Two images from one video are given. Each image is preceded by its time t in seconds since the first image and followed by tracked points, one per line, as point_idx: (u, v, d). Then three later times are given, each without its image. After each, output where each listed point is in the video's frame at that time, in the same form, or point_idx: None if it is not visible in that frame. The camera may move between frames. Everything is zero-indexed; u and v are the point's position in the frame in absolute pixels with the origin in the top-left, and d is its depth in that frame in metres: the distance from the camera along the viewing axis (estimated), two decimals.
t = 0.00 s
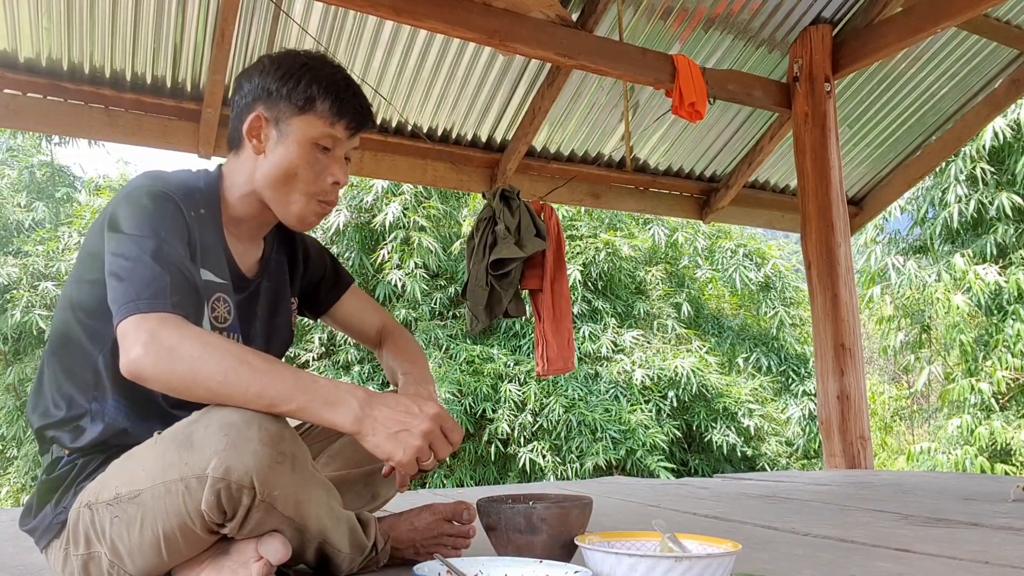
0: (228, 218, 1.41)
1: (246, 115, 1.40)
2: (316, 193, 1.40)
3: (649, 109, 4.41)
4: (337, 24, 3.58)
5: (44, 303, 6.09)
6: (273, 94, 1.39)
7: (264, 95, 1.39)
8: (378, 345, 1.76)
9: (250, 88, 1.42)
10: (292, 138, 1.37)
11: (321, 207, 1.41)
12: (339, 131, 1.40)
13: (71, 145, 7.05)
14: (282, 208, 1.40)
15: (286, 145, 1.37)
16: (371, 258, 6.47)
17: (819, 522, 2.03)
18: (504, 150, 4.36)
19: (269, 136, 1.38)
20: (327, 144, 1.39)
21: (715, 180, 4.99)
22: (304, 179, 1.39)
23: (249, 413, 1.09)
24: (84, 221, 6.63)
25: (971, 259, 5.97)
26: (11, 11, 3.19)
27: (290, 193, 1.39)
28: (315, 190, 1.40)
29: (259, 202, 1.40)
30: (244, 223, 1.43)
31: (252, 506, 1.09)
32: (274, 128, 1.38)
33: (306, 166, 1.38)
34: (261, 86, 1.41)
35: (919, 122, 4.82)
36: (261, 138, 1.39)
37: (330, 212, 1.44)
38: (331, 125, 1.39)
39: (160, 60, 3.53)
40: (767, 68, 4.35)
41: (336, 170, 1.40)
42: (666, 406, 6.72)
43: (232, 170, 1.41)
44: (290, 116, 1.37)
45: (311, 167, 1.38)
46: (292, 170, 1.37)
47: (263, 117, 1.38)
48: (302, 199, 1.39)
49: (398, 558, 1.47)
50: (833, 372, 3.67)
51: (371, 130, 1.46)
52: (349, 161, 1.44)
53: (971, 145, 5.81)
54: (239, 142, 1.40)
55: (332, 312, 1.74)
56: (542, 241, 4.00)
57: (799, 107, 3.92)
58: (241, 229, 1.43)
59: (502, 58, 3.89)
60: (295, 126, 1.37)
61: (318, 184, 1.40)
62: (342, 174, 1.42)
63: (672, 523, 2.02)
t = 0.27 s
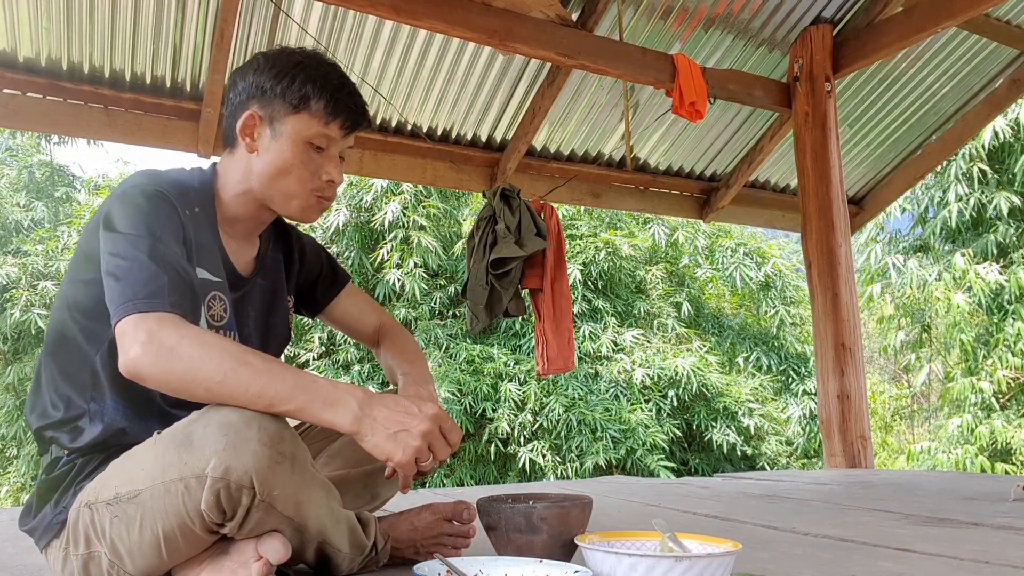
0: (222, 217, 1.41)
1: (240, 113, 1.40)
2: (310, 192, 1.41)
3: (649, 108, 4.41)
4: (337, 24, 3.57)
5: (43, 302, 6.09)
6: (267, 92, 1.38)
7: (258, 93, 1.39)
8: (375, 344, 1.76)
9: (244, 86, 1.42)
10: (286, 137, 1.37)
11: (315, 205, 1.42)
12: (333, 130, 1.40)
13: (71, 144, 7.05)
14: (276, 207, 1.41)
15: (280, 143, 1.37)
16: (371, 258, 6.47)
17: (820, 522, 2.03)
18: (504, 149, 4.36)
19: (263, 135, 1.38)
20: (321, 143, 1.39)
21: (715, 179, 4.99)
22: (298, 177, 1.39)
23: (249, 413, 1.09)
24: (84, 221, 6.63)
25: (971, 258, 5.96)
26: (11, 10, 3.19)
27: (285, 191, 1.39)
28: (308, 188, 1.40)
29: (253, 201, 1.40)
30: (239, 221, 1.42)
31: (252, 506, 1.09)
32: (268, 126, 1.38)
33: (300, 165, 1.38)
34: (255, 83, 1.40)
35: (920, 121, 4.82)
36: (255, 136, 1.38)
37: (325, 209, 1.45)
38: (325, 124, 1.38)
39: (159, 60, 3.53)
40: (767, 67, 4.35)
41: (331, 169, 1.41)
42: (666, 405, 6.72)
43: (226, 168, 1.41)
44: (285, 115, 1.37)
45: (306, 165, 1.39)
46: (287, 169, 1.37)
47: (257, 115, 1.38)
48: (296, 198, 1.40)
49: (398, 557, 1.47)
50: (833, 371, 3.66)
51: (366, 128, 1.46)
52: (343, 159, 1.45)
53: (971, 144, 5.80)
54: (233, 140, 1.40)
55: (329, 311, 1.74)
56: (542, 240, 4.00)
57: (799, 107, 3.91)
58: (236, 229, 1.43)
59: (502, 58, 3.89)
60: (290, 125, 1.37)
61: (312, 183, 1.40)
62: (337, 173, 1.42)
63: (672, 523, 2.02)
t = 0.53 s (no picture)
0: (218, 217, 1.40)
1: (236, 112, 1.39)
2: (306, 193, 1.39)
3: (649, 108, 4.40)
4: (337, 24, 3.57)
5: (43, 303, 6.08)
6: (263, 91, 1.38)
7: (254, 92, 1.39)
8: (374, 344, 1.76)
9: (240, 86, 1.42)
10: (282, 136, 1.36)
11: (311, 205, 1.41)
12: (329, 130, 1.39)
13: (70, 145, 7.05)
14: (272, 207, 1.40)
15: (276, 143, 1.36)
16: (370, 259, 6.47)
17: (820, 523, 2.02)
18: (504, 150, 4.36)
19: (258, 134, 1.37)
20: (317, 143, 1.38)
21: (716, 180, 4.99)
22: (293, 178, 1.38)
23: (249, 413, 1.09)
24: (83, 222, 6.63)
25: (971, 259, 5.96)
26: (11, 11, 3.19)
27: (280, 191, 1.38)
28: (303, 190, 1.39)
29: (250, 201, 1.40)
30: (235, 221, 1.42)
31: (251, 508, 1.09)
32: (264, 125, 1.37)
33: (295, 165, 1.37)
34: (251, 83, 1.40)
35: (920, 122, 4.81)
36: (251, 136, 1.38)
37: (321, 210, 1.44)
38: (321, 124, 1.38)
39: (159, 60, 3.53)
40: (767, 68, 4.35)
41: (326, 170, 1.40)
42: (666, 406, 6.71)
43: (222, 168, 1.41)
44: (280, 114, 1.36)
45: (301, 166, 1.38)
46: (283, 169, 1.37)
47: (253, 115, 1.38)
48: (291, 200, 1.39)
49: (398, 559, 1.46)
50: (833, 372, 3.66)
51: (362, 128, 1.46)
52: (339, 159, 1.44)
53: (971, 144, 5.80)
54: (229, 140, 1.40)
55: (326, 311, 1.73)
56: (542, 242, 3.99)
57: (798, 107, 3.91)
58: (231, 229, 1.43)
59: (502, 59, 3.89)
60: (285, 124, 1.36)
61: (308, 183, 1.39)
62: (333, 174, 1.41)
63: (672, 524, 2.02)
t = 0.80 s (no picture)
0: (218, 217, 1.40)
1: (235, 112, 1.39)
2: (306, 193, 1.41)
3: (650, 109, 4.40)
4: (337, 24, 3.57)
5: (43, 304, 6.08)
6: (263, 92, 1.38)
7: (253, 93, 1.38)
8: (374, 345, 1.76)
9: (239, 85, 1.41)
10: (281, 138, 1.36)
11: (311, 205, 1.42)
12: (329, 131, 1.39)
13: (70, 145, 7.06)
14: (272, 206, 1.41)
15: (276, 144, 1.36)
16: (371, 259, 6.47)
17: (820, 524, 2.02)
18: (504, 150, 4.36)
19: (258, 135, 1.37)
20: (316, 143, 1.39)
21: (716, 180, 4.99)
22: (293, 178, 1.38)
23: (250, 414, 1.09)
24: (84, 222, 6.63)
25: (971, 259, 5.96)
26: (12, 12, 3.19)
27: (280, 192, 1.39)
28: (304, 190, 1.40)
29: (249, 201, 1.40)
30: (234, 220, 1.42)
31: (251, 508, 1.09)
32: (263, 126, 1.37)
33: (295, 165, 1.38)
34: (250, 83, 1.40)
35: (920, 122, 4.81)
36: (250, 136, 1.38)
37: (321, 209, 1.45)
38: (321, 125, 1.38)
39: (159, 61, 3.53)
40: (767, 69, 4.35)
41: (326, 170, 1.41)
42: (666, 407, 6.71)
43: (222, 168, 1.41)
44: (280, 115, 1.36)
45: (301, 166, 1.38)
46: (282, 170, 1.37)
47: (253, 115, 1.37)
48: (292, 199, 1.40)
49: (398, 559, 1.46)
50: (833, 373, 3.66)
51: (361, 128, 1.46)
52: (338, 159, 1.44)
53: (971, 145, 5.80)
54: (228, 141, 1.39)
55: (326, 312, 1.73)
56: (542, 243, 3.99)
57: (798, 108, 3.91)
58: (231, 229, 1.43)
59: (502, 59, 3.89)
60: (285, 125, 1.36)
61: (309, 184, 1.40)
62: (333, 174, 1.42)
63: (672, 525, 2.02)
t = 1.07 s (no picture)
0: (217, 219, 1.40)
1: (235, 113, 1.39)
2: (305, 195, 1.40)
3: (650, 110, 4.41)
4: (337, 25, 3.57)
5: (43, 305, 6.08)
6: (262, 94, 1.38)
7: (253, 95, 1.38)
8: (374, 347, 1.76)
9: (239, 87, 1.41)
10: (281, 139, 1.36)
11: (310, 206, 1.42)
12: (328, 133, 1.39)
13: (70, 146, 7.06)
14: (270, 208, 1.41)
15: (274, 146, 1.36)
16: (371, 260, 6.47)
17: (820, 525, 2.02)
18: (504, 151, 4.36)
19: (256, 137, 1.38)
20: (316, 145, 1.39)
21: (716, 181, 4.99)
22: (291, 180, 1.38)
23: (250, 416, 1.09)
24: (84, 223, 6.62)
25: (971, 260, 5.96)
26: (11, 13, 3.19)
27: (279, 193, 1.39)
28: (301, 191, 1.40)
29: (249, 202, 1.40)
30: (232, 221, 1.42)
31: (251, 510, 1.08)
32: (263, 128, 1.37)
33: (294, 167, 1.38)
34: (250, 85, 1.40)
35: (920, 123, 4.81)
36: (249, 138, 1.38)
37: (320, 211, 1.45)
38: (321, 127, 1.38)
39: (159, 62, 3.54)
40: (767, 69, 4.35)
41: (326, 172, 1.41)
42: (667, 408, 6.71)
43: (221, 170, 1.41)
44: (279, 117, 1.36)
45: (300, 168, 1.38)
46: (281, 171, 1.37)
47: (252, 117, 1.37)
48: (290, 201, 1.39)
49: (398, 561, 1.46)
50: (833, 374, 3.66)
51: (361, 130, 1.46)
52: (338, 161, 1.44)
53: (971, 146, 5.81)
54: (227, 142, 1.40)
55: (325, 314, 1.73)
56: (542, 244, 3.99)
57: (798, 109, 3.92)
58: (230, 230, 1.43)
59: (502, 60, 3.89)
60: (284, 127, 1.36)
61: (308, 185, 1.40)
62: (332, 176, 1.42)
63: (673, 526, 2.02)
